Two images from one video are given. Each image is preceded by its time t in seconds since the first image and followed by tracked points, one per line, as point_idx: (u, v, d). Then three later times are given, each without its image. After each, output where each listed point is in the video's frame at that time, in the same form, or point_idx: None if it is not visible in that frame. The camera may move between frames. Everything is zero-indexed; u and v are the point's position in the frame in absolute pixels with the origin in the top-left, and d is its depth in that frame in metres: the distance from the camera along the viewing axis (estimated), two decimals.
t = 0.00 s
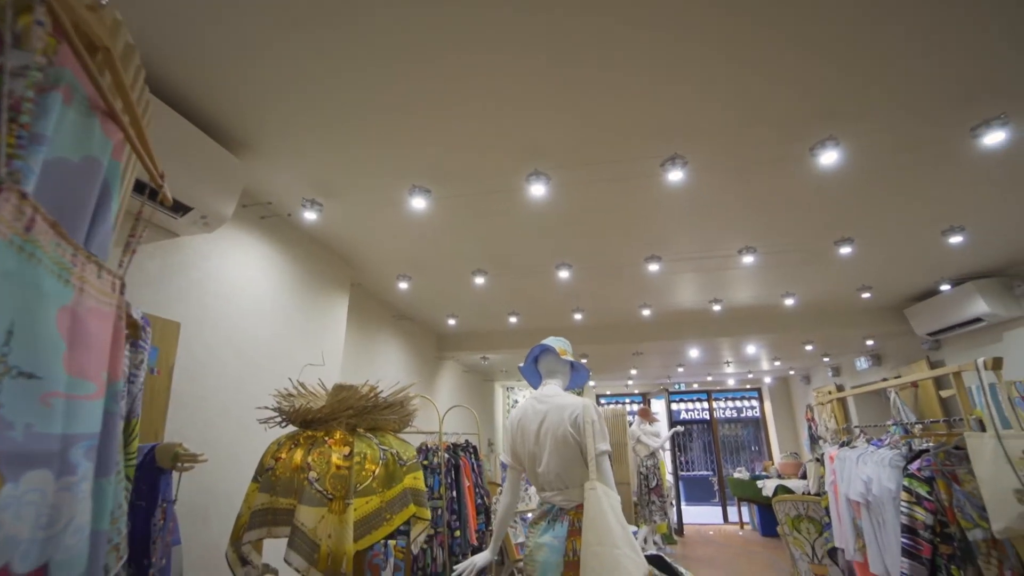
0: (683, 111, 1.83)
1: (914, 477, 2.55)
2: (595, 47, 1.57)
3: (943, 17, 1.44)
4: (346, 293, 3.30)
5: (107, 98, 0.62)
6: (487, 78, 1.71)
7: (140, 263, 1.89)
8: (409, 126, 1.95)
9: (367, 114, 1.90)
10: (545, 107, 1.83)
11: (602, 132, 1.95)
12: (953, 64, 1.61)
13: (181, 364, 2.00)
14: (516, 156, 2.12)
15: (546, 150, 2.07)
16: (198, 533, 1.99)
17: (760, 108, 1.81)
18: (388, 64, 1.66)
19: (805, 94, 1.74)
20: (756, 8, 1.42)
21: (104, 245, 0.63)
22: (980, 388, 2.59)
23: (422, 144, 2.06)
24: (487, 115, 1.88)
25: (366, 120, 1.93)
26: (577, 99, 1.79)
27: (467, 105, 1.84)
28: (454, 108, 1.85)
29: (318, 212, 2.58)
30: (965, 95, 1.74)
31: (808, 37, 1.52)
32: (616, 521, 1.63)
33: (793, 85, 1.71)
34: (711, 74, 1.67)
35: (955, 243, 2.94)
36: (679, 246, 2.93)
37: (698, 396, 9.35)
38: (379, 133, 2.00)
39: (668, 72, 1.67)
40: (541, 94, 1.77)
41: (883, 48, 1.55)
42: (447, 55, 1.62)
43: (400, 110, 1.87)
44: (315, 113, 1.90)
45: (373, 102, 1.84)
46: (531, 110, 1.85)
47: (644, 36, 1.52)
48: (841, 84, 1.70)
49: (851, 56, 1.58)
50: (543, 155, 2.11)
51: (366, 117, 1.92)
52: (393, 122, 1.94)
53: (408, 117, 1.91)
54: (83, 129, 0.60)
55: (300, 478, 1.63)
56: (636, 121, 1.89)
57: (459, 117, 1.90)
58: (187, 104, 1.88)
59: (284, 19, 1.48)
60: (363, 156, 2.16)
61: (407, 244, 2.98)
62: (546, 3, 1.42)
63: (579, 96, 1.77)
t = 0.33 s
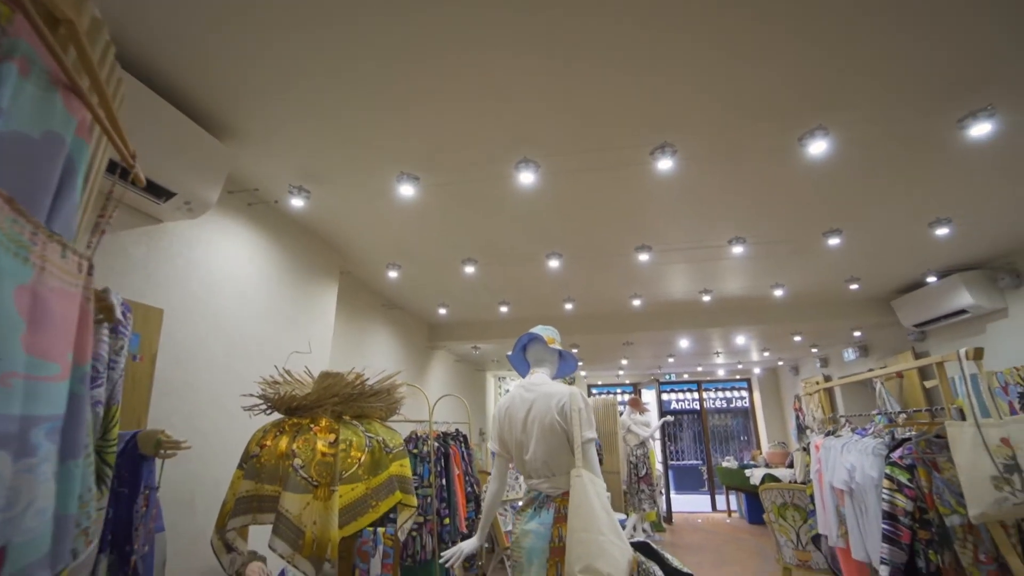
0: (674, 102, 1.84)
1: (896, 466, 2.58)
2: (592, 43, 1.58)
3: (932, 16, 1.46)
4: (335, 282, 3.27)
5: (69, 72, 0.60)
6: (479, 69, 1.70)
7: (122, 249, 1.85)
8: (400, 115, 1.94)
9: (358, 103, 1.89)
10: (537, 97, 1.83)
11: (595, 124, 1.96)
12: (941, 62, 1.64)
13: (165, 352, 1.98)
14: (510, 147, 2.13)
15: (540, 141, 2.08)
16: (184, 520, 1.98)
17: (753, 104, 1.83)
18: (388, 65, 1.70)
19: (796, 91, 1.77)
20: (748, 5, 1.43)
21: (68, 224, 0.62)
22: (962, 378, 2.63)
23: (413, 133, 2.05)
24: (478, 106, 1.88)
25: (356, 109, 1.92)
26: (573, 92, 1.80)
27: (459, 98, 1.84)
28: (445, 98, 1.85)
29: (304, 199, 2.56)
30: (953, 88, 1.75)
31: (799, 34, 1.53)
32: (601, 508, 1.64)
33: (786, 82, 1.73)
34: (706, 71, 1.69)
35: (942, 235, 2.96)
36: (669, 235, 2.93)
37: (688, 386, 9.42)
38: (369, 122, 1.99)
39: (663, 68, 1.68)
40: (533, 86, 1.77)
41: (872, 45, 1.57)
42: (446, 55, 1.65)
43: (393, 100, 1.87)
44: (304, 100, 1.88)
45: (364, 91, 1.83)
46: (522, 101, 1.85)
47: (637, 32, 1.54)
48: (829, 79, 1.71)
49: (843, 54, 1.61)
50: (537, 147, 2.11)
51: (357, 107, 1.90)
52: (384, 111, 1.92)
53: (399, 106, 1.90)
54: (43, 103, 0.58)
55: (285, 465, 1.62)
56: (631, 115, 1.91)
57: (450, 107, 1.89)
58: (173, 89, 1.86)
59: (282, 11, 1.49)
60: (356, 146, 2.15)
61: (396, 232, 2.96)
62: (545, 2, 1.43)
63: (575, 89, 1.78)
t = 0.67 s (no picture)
0: (665, 95, 1.85)
1: (879, 453, 2.62)
2: (586, 37, 1.60)
3: (911, 13, 1.48)
4: (324, 270, 3.24)
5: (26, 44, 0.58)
6: (470, 58, 1.70)
7: (101, 234, 1.82)
8: (390, 103, 1.93)
9: (348, 90, 1.87)
10: (527, 86, 1.82)
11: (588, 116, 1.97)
12: (929, 58, 1.66)
13: (148, 339, 1.96)
14: (502, 138, 2.13)
15: (532, 132, 2.08)
16: (169, 508, 1.98)
17: (744, 98, 1.85)
18: (386, 57, 1.70)
19: (787, 85, 1.79)
20: (748, 6, 1.47)
21: (27, 202, 0.59)
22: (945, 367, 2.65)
23: (402, 120, 2.03)
24: (468, 94, 1.87)
25: (346, 96, 1.90)
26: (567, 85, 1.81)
27: (449, 86, 1.83)
28: (437, 88, 1.84)
29: (291, 185, 2.52)
30: (940, 79, 1.75)
31: (789, 30, 1.55)
32: (586, 494, 1.64)
33: (777, 77, 1.75)
34: (698, 66, 1.71)
35: (929, 226, 2.98)
36: (659, 225, 2.93)
37: (678, 376, 9.50)
38: (358, 109, 1.97)
39: (656, 63, 1.70)
40: (522, 74, 1.76)
41: (861, 42, 1.60)
42: (442, 47, 1.65)
43: (387, 91, 1.87)
44: (293, 87, 1.86)
45: (357, 81, 1.82)
46: (513, 89, 1.84)
47: (632, 28, 1.56)
48: (819, 73, 1.73)
49: (832, 51, 1.63)
50: (530, 137, 2.12)
51: (347, 94, 1.89)
52: (373, 98, 1.91)
53: (388, 94, 1.88)
54: None
55: (269, 452, 1.61)
56: (624, 107, 1.92)
57: (440, 95, 1.88)
58: (160, 74, 1.83)
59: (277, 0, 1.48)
60: (348, 135, 2.14)
61: (386, 219, 2.93)
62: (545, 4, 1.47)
63: (569, 82, 1.79)
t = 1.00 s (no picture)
0: (655, 84, 1.84)
1: (862, 442, 2.66)
2: (575, 24, 1.57)
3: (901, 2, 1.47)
4: (312, 259, 3.22)
5: None
6: (457, 43, 1.67)
7: (81, 219, 1.78)
8: (376, 88, 1.90)
9: (333, 75, 1.84)
10: (515, 73, 1.80)
11: (577, 103, 1.95)
12: (917, 50, 1.66)
13: (131, 328, 1.93)
14: (491, 125, 2.11)
15: (521, 119, 2.06)
16: (154, 497, 1.96)
17: (734, 89, 1.85)
18: (372, 41, 1.67)
19: (777, 76, 1.78)
20: None
21: None
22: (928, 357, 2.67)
23: (389, 106, 2.00)
24: (456, 81, 1.84)
25: (331, 82, 1.87)
26: (555, 73, 1.79)
27: (433, 69, 1.79)
28: (426, 75, 1.82)
29: (277, 171, 2.48)
30: (929, 69, 1.75)
31: (780, 19, 1.54)
32: (572, 482, 1.65)
33: (767, 68, 1.75)
34: (688, 57, 1.70)
35: (916, 218, 3.00)
36: (649, 215, 2.93)
37: (669, 367, 9.57)
38: (341, 93, 1.93)
39: (647, 51, 1.68)
40: (510, 61, 1.74)
41: (851, 32, 1.59)
42: (429, 33, 1.63)
43: (374, 76, 1.84)
44: (275, 72, 1.83)
45: (345, 67, 1.79)
46: (497, 72, 1.79)
47: (623, 17, 1.54)
48: (809, 63, 1.72)
49: (821, 42, 1.63)
50: (519, 125, 2.09)
51: (332, 79, 1.86)
52: (358, 83, 1.87)
53: (374, 79, 1.85)
54: None
55: (253, 439, 1.60)
56: (614, 96, 1.91)
57: (428, 82, 1.85)
58: (139, 57, 1.79)
59: None
60: (335, 122, 2.11)
61: (374, 207, 2.90)
62: None
63: (557, 70, 1.77)
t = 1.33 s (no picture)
0: (644, 71, 1.82)
1: (847, 431, 2.70)
2: (562, 9, 1.55)
3: None
4: (300, 248, 3.19)
5: None
6: (443, 28, 1.64)
7: (59, 204, 1.75)
8: (362, 74, 1.86)
9: (316, 60, 1.80)
10: (501, 59, 1.77)
11: (566, 90, 1.93)
12: (906, 39, 1.65)
13: (111, 315, 1.89)
14: (479, 112, 2.08)
15: (509, 106, 2.03)
16: (138, 487, 1.95)
17: (723, 77, 1.84)
18: (356, 24, 1.63)
19: (766, 64, 1.77)
20: None
21: None
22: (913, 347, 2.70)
23: (375, 92, 1.97)
24: (442, 66, 1.81)
25: (314, 66, 1.83)
26: (543, 59, 1.76)
27: (419, 55, 1.76)
28: (411, 60, 1.79)
29: (263, 157, 2.44)
30: (916, 59, 1.74)
31: (768, 7, 1.52)
32: (557, 471, 1.65)
33: (756, 56, 1.73)
34: (677, 44, 1.68)
35: (904, 209, 3.01)
36: (640, 204, 2.92)
37: (661, 357, 9.63)
38: (325, 79, 1.90)
39: (635, 38, 1.66)
40: (497, 47, 1.71)
41: (840, 20, 1.57)
42: (414, 16, 1.59)
43: (359, 61, 1.80)
44: (256, 55, 1.79)
45: (328, 51, 1.76)
46: (484, 57, 1.76)
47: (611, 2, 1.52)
48: (798, 52, 1.71)
49: (810, 31, 1.62)
50: (507, 111, 2.07)
51: (315, 63, 1.82)
52: (336, 61, 1.80)
53: (358, 64, 1.81)
54: None
55: (236, 428, 1.59)
56: (602, 83, 1.89)
57: (410, 63, 1.80)
58: (116, 39, 1.74)
59: None
60: (320, 107, 2.07)
61: (362, 195, 2.87)
62: None
63: (544, 56, 1.75)
